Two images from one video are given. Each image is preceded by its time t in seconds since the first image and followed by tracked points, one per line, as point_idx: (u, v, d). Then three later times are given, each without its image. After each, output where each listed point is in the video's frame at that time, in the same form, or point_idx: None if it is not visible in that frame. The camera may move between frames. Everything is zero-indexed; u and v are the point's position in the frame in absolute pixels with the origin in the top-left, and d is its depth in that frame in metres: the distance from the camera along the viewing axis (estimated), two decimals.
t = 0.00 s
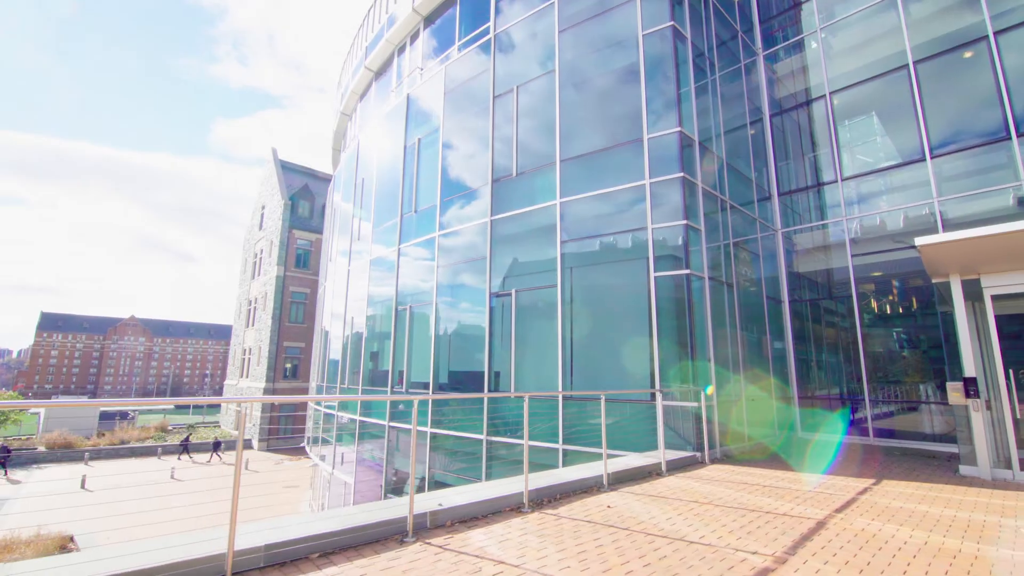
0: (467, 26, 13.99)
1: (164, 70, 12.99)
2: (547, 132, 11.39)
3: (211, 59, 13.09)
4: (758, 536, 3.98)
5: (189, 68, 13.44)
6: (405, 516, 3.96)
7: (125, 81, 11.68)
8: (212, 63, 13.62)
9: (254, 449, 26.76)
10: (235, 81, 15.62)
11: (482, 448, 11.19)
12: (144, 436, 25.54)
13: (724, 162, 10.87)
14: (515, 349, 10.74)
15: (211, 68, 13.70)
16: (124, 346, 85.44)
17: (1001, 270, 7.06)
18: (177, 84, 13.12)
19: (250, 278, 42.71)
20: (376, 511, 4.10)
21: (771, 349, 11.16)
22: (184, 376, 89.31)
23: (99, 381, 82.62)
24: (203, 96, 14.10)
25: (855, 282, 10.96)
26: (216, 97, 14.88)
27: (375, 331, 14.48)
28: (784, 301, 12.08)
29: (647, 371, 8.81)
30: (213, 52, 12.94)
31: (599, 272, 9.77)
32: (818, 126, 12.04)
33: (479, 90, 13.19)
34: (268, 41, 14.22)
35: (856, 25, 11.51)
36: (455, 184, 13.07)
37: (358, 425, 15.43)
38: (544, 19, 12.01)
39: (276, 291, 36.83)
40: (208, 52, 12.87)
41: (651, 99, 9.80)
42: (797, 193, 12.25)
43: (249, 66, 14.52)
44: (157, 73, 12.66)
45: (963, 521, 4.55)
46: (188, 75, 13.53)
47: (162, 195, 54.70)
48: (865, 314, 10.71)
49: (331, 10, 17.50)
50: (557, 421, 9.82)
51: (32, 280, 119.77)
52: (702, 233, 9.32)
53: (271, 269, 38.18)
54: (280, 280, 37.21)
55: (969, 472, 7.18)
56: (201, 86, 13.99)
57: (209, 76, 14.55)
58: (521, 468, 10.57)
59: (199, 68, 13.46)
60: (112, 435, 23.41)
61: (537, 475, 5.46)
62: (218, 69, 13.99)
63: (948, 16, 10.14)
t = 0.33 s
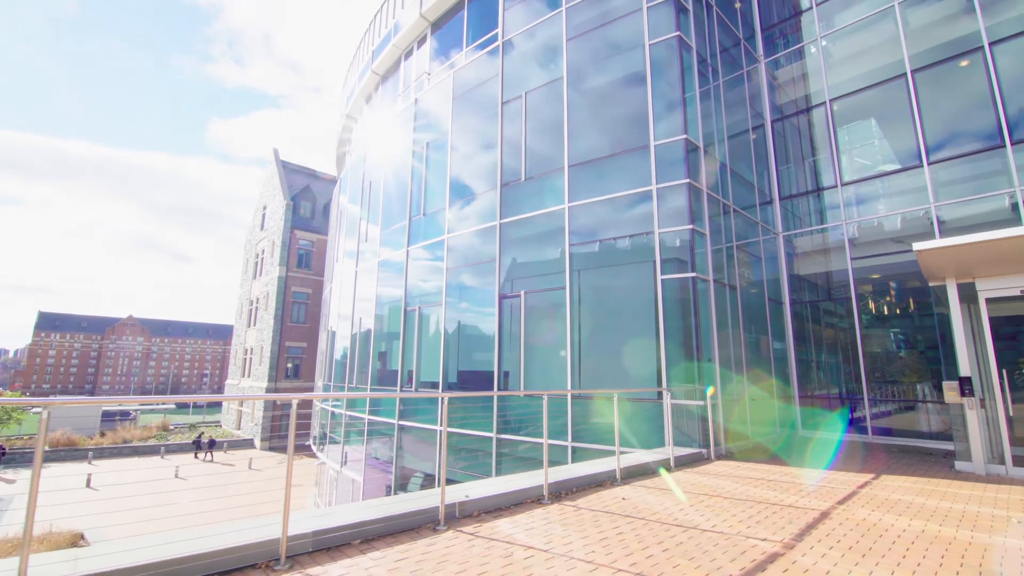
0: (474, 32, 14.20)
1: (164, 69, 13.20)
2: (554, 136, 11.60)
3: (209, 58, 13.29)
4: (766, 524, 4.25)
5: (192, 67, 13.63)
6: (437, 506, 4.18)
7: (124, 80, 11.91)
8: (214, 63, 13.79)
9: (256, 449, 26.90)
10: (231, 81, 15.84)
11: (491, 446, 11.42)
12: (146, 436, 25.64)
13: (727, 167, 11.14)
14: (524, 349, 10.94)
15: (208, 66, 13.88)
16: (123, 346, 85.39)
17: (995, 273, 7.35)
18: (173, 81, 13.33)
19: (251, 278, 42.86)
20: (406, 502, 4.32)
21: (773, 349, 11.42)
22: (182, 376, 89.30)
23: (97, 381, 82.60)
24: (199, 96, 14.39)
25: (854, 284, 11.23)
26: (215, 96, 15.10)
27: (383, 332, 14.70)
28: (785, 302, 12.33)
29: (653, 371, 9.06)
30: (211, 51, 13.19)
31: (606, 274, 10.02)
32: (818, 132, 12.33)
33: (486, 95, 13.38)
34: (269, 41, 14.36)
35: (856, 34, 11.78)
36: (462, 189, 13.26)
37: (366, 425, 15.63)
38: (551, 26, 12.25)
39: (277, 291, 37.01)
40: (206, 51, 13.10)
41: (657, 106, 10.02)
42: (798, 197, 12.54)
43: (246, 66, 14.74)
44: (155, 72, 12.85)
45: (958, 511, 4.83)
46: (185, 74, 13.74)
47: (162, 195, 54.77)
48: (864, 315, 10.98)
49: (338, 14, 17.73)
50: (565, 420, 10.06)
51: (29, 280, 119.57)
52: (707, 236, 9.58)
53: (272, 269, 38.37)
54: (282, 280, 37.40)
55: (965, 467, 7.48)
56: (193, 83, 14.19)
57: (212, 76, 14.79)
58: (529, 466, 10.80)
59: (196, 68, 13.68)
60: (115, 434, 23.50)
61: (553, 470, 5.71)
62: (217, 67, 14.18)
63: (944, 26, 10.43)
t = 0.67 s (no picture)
0: (482, 39, 14.42)
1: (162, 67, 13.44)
2: (561, 142, 11.81)
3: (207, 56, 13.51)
4: (774, 517, 4.54)
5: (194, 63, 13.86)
6: (466, 499, 4.43)
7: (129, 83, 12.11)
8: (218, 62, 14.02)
9: (259, 449, 27.04)
10: (231, 82, 16.05)
11: (501, 444, 11.65)
12: (148, 436, 25.67)
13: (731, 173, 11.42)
14: (533, 351, 11.14)
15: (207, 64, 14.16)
16: (121, 346, 85.29)
17: (989, 278, 7.64)
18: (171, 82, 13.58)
19: (253, 278, 43.03)
20: (435, 495, 4.55)
21: (775, 350, 11.70)
22: (181, 376, 89.20)
23: (95, 381, 82.57)
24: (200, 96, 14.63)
25: (853, 286, 11.51)
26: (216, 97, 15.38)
27: (392, 332, 14.94)
28: (786, 304, 12.60)
29: (658, 372, 9.32)
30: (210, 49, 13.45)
31: (613, 277, 10.25)
32: (818, 139, 12.61)
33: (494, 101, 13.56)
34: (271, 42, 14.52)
35: (857, 44, 12.06)
36: (470, 193, 13.46)
37: (374, 424, 15.84)
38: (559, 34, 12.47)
39: (279, 291, 37.19)
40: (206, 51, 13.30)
41: (664, 114, 10.26)
42: (799, 202, 12.84)
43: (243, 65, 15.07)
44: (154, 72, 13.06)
45: (954, 504, 5.12)
46: (183, 72, 13.98)
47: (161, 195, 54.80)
48: (863, 316, 11.26)
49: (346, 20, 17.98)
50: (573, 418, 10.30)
51: (26, 280, 119.21)
52: (712, 240, 9.84)
53: (274, 269, 38.57)
54: (285, 281, 37.61)
55: (960, 464, 7.78)
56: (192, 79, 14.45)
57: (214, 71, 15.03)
58: (538, 464, 11.04)
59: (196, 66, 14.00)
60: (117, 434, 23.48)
61: (569, 466, 5.97)
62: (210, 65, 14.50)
63: (942, 37, 10.73)
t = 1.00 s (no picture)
0: (487, 47, 14.72)
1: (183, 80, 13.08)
2: (566, 149, 12.10)
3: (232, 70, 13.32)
4: (777, 509, 4.85)
5: (217, 79, 13.80)
6: (489, 493, 4.70)
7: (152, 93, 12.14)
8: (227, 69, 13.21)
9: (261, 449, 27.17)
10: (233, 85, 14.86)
11: (508, 443, 11.90)
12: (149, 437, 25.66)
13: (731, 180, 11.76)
14: (540, 352, 11.38)
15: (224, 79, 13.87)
16: (116, 347, 84.83)
17: (979, 284, 7.99)
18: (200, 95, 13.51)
19: (253, 279, 43.14)
20: (458, 489, 4.81)
21: (774, 350, 12.01)
22: (177, 377, 88.97)
23: (90, 381, 82.11)
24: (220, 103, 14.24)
25: (849, 289, 11.86)
26: (231, 104, 15.28)
27: (399, 334, 15.18)
28: (785, 307, 12.92)
29: (662, 373, 9.62)
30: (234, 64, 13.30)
31: (619, 280, 10.54)
32: (815, 146, 12.97)
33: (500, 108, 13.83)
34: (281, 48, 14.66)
35: (854, 55, 12.41)
36: (477, 198, 13.72)
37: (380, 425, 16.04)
38: (564, 43, 12.76)
39: (280, 292, 37.33)
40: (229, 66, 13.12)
41: (667, 123, 10.58)
42: (796, 208, 13.18)
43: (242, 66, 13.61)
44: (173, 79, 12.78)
45: (945, 498, 5.45)
46: (184, 79, 12.95)
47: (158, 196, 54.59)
48: (860, 318, 11.60)
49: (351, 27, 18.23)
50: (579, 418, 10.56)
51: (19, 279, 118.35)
52: (714, 246, 10.17)
53: (275, 271, 38.72)
54: (285, 282, 37.78)
55: (951, 461, 8.11)
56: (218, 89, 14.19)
57: (236, 84, 14.77)
58: (545, 462, 11.31)
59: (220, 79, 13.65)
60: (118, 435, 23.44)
61: (581, 463, 6.26)
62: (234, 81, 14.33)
63: (935, 49, 11.10)
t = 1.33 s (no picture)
0: (493, 55, 14.99)
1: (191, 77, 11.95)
2: (571, 156, 12.38)
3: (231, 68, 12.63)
4: (779, 504, 5.16)
5: (235, 84, 13.79)
6: (511, 490, 4.96)
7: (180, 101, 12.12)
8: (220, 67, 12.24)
9: (262, 450, 27.27)
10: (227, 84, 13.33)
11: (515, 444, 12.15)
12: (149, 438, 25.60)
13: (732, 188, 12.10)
14: (547, 355, 11.64)
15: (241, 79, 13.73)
16: (110, 347, 84.26)
17: (969, 291, 8.32)
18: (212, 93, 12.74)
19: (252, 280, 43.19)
20: (480, 487, 5.07)
21: (772, 353, 12.34)
22: (171, 377, 88.61)
23: (82, 382, 81.46)
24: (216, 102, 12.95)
25: (845, 294, 12.22)
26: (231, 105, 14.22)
27: (405, 336, 15.41)
28: (782, 310, 13.25)
29: (666, 375, 9.91)
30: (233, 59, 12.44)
31: (623, 285, 10.83)
32: (813, 155, 13.32)
33: (507, 115, 14.08)
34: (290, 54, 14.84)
35: (850, 66, 12.79)
36: (482, 203, 13.98)
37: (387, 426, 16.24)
38: (569, 53, 13.06)
39: (279, 293, 37.47)
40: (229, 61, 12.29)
41: (671, 132, 10.89)
42: (794, 215, 13.53)
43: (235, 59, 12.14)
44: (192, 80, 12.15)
45: (937, 494, 5.77)
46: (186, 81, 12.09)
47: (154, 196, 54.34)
48: (854, 321, 11.96)
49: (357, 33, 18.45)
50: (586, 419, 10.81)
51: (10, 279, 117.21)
52: (716, 253, 10.50)
53: (275, 271, 38.82)
54: (285, 283, 37.92)
55: (942, 460, 8.43)
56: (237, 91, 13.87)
57: (236, 83, 13.59)
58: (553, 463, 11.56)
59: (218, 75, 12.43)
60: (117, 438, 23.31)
61: (592, 462, 6.55)
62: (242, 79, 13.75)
63: (928, 62, 11.49)
